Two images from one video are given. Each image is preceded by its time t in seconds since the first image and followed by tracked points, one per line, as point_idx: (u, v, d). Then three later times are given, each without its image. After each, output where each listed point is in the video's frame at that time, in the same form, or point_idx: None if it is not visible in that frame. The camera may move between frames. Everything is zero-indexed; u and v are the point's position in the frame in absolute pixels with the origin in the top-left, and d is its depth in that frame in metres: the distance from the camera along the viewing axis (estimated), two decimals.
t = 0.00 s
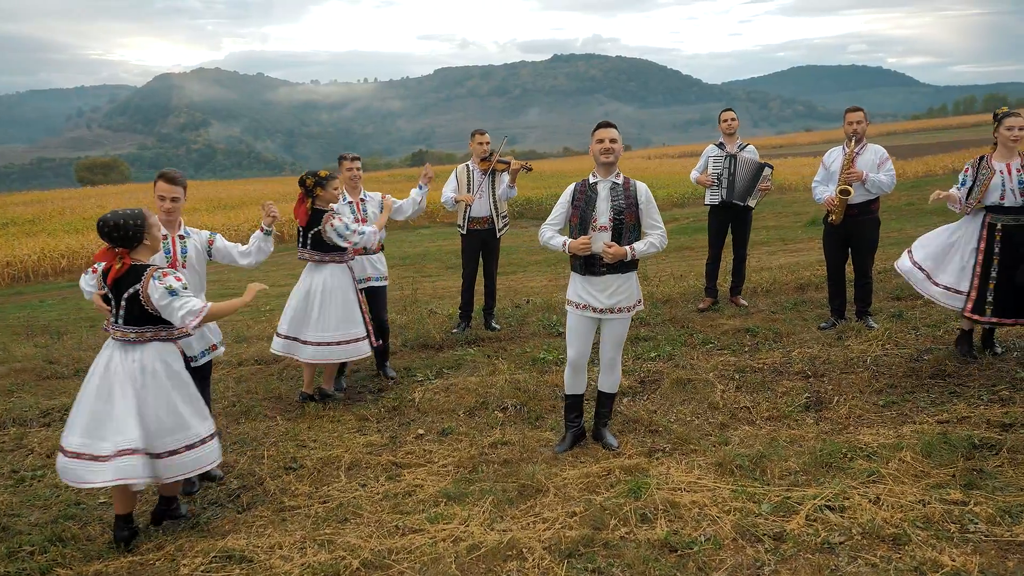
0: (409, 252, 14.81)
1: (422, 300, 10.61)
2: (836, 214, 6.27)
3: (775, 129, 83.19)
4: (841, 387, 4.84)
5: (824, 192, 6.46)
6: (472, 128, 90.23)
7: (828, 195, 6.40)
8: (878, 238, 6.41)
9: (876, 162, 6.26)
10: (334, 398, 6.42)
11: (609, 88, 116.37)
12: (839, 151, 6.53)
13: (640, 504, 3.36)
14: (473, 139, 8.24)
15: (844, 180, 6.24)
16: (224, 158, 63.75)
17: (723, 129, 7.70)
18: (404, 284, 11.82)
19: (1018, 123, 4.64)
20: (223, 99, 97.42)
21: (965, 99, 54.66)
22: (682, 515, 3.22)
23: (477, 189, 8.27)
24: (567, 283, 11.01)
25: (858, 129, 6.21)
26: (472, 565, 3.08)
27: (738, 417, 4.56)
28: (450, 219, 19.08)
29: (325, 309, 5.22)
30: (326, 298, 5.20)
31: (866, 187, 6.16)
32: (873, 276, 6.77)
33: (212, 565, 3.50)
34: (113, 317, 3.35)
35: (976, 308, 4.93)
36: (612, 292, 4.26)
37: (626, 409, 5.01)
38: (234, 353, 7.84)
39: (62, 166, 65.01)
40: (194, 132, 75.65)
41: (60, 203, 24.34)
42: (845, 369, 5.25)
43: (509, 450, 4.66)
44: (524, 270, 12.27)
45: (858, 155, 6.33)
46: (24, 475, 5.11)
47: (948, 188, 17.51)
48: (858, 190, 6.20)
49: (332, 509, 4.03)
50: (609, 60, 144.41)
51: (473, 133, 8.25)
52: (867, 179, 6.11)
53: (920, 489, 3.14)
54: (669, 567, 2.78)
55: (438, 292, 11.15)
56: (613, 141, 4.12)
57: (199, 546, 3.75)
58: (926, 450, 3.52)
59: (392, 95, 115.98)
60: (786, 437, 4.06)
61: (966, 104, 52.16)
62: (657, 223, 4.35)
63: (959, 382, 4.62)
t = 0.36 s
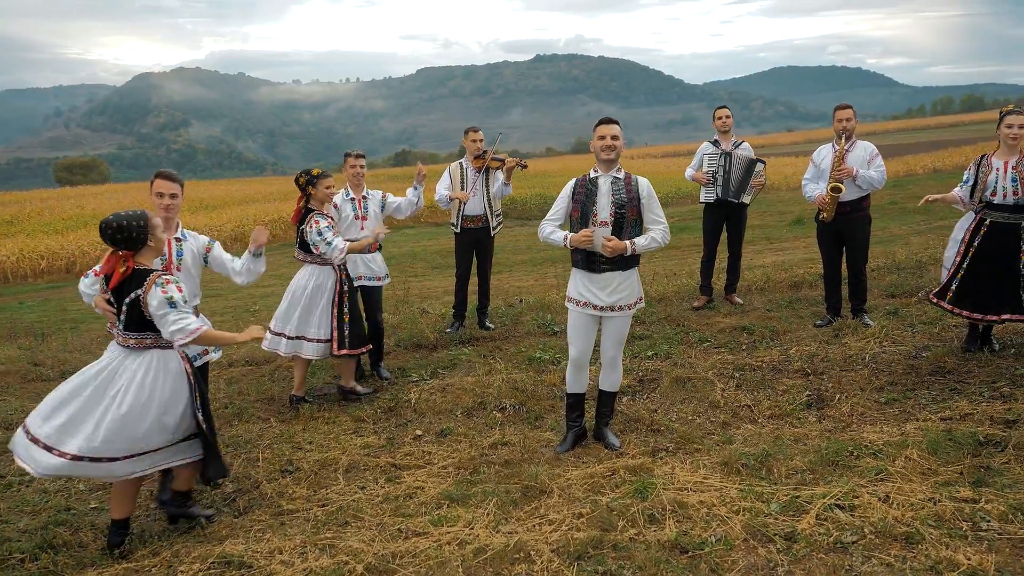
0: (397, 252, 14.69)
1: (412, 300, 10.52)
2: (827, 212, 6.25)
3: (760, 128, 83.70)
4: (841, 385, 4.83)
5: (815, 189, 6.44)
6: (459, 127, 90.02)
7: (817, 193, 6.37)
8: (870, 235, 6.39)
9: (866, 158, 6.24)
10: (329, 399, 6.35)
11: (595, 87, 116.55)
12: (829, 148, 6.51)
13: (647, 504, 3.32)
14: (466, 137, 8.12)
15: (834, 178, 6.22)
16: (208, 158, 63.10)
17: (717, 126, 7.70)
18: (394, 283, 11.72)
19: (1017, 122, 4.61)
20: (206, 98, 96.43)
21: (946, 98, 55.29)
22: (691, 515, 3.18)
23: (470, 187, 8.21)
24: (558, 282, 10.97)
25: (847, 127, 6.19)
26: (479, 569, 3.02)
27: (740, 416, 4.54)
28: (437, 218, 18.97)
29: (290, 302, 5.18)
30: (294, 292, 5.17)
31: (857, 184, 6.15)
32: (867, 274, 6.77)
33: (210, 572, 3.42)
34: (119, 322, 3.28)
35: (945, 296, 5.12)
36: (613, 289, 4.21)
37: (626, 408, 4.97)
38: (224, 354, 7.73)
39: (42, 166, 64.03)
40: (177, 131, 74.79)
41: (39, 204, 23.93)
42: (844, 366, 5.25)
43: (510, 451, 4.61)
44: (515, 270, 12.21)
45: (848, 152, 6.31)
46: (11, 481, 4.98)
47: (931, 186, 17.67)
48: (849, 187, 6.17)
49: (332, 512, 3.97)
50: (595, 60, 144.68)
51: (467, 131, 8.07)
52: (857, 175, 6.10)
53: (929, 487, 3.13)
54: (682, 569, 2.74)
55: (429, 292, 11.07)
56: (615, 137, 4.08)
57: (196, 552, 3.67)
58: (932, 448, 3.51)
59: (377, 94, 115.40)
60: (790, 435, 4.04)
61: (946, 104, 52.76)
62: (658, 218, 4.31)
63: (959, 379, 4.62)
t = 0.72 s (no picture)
0: (385, 252, 14.56)
1: (401, 300, 10.43)
2: (821, 210, 6.24)
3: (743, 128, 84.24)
4: (840, 383, 4.81)
5: (807, 188, 6.43)
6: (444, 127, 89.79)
7: (810, 190, 6.37)
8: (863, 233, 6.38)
9: (858, 156, 6.23)
10: (321, 400, 6.25)
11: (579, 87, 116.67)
12: (820, 146, 6.50)
13: (653, 505, 3.28)
14: (458, 134, 8.05)
15: (827, 176, 6.22)
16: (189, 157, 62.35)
17: (710, 123, 7.68)
18: (383, 284, 11.62)
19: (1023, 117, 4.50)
20: (187, 97, 95.27)
21: (926, 99, 55.95)
22: (698, 517, 3.14)
23: (462, 185, 8.14)
24: (549, 282, 10.92)
25: (839, 124, 6.19)
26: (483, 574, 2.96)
27: (741, 415, 4.52)
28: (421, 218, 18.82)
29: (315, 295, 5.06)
30: (338, 281, 5.03)
31: (848, 181, 6.13)
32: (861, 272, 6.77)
33: None
34: (178, 310, 3.24)
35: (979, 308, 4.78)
36: (612, 286, 4.16)
37: (625, 408, 4.92)
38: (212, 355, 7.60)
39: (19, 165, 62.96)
40: (158, 130, 73.81)
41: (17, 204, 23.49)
42: (842, 364, 5.24)
43: (508, 452, 4.55)
44: (505, 269, 12.15)
45: (840, 150, 6.31)
46: None
47: (913, 185, 17.83)
48: (842, 185, 6.16)
49: (329, 516, 3.89)
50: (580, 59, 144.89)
51: (459, 128, 7.97)
52: (849, 172, 6.08)
53: (936, 485, 3.11)
54: (693, 572, 2.70)
55: (418, 292, 10.98)
56: (613, 132, 4.04)
57: (190, 559, 3.58)
58: (937, 445, 3.49)
59: (360, 93, 114.63)
60: (792, 434, 4.02)
61: (925, 104, 53.32)
62: (657, 215, 4.26)
63: (958, 377, 4.62)
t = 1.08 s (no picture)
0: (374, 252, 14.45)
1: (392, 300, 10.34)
2: (819, 207, 6.21)
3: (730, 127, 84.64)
4: (841, 380, 4.80)
5: (803, 185, 6.42)
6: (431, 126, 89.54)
7: (806, 188, 6.37)
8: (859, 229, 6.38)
9: (854, 153, 6.24)
10: (317, 400, 6.17)
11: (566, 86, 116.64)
12: (817, 143, 6.49)
13: (660, 505, 3.25)
14: (452, 131, 8.00)
15: (823, 173, 6.22)
16: (171, 157, 61.58)
17: (705, 120, 7.66)
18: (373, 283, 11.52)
19: None
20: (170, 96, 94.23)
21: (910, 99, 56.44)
22: (706, 516, 3.11)
23: (455, 182, 8.07)
24: (541, 281, 10.87)
25: (834, 122, 6.17)
26: None
27: (743, 413, 4.50)
28: (407, 218, 18.66)
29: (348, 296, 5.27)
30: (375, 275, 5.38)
31: (845, 178, 6.12)
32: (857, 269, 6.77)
33: None
34: (218, 300, 3.53)
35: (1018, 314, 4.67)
36: (614, 283, 4.11)
37: (626, 407, 4.89)
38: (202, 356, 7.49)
39: None
40: (142, 130, 73.01)
41: None
42: (842, 361, 5.23)
43: (509, 452, 4.50)
44: (496, 268, 12.08)
45: (836, 147, 6.30)
46: None
47: (896, 183, 17.93)
48: (838, 182, 6.15)
49: (330, 519, 3.83)
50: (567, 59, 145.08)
51: (452, 125, 7.92)
52: (846, 169, 6.09)
53: (945, 482, 3.11)
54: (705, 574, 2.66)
55: (409, 292, 10.89)
56: (613, 129, 3.98)
57: (188, 564, 3.50)
58: (943, 442, 3.48)
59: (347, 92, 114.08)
60: (797, 433, 4.00)
61: (907, 104, 53.71)
62: (658, 212, 4.20)
63: (959, 374, 4.62)
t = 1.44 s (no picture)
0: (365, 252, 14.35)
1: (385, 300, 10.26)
2: (819, 206, 6.20)
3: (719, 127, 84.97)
4: (843, 378, 4.80)
5: (802, 184, 6.42)
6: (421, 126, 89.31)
7: (805, 186, 6.36)
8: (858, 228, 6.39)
9: (852, 151, 6.25)
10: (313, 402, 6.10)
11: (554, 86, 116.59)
12: (814, 142, 6.49)
13: (669, 507, 3.22)
14: (447, 130, 7.95)
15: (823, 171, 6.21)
16: (157, 157, 60.98)
17: (702, 118, 7.65)
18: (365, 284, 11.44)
19: None
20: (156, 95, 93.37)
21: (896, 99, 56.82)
22: (716, 518, 3.08)
23: (451, 181, 8.03)
24: (535, 280, 10.83)
25: (833, 120, 6.18)
26: None
27: (746, 413, 4.48)
28: (396, 219, 18.53)
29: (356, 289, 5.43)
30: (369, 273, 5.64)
31: (845, 176, 6.14)
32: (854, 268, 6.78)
33: None
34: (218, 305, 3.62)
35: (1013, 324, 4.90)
36: (618, 282, 4.09)
37: (628, 407, 4.85)
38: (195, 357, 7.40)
39: None
40: (127, 129, 72.28)
41: None
42: (843, 360, 5.23)
43: (511, 454, 4.46)
44: (489, 268, 12.03)
45: (834, 144, 6.28)
46: None
47: (883, 182, 18.01)
48: (837, 180, 6.16)
49: (333, 523, 3.77)
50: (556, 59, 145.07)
51: (449, 124, 7.87)
52: (846, 168, 6.10)
53: (955, 481, 3.10)
54: None
55: (402, 292, 10.81)
56: (618, 129, 3.94)
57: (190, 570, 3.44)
58: (951, 441, 3.48)
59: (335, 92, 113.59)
60: (802, 432, 3.98)
61: (893, 104, 54.09)
62: (662, 212, 4.18)
63: (960, 373, 4.63)
